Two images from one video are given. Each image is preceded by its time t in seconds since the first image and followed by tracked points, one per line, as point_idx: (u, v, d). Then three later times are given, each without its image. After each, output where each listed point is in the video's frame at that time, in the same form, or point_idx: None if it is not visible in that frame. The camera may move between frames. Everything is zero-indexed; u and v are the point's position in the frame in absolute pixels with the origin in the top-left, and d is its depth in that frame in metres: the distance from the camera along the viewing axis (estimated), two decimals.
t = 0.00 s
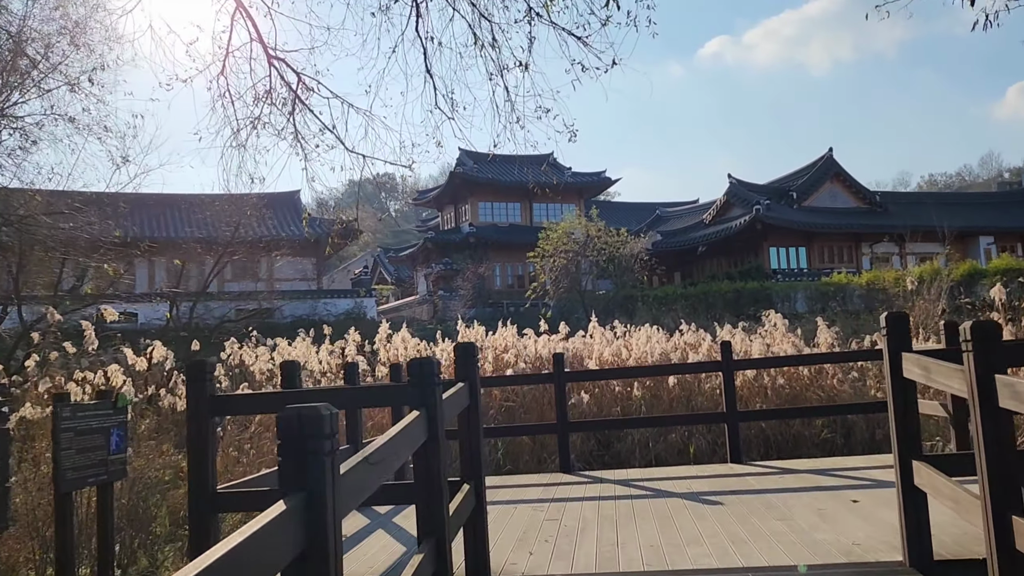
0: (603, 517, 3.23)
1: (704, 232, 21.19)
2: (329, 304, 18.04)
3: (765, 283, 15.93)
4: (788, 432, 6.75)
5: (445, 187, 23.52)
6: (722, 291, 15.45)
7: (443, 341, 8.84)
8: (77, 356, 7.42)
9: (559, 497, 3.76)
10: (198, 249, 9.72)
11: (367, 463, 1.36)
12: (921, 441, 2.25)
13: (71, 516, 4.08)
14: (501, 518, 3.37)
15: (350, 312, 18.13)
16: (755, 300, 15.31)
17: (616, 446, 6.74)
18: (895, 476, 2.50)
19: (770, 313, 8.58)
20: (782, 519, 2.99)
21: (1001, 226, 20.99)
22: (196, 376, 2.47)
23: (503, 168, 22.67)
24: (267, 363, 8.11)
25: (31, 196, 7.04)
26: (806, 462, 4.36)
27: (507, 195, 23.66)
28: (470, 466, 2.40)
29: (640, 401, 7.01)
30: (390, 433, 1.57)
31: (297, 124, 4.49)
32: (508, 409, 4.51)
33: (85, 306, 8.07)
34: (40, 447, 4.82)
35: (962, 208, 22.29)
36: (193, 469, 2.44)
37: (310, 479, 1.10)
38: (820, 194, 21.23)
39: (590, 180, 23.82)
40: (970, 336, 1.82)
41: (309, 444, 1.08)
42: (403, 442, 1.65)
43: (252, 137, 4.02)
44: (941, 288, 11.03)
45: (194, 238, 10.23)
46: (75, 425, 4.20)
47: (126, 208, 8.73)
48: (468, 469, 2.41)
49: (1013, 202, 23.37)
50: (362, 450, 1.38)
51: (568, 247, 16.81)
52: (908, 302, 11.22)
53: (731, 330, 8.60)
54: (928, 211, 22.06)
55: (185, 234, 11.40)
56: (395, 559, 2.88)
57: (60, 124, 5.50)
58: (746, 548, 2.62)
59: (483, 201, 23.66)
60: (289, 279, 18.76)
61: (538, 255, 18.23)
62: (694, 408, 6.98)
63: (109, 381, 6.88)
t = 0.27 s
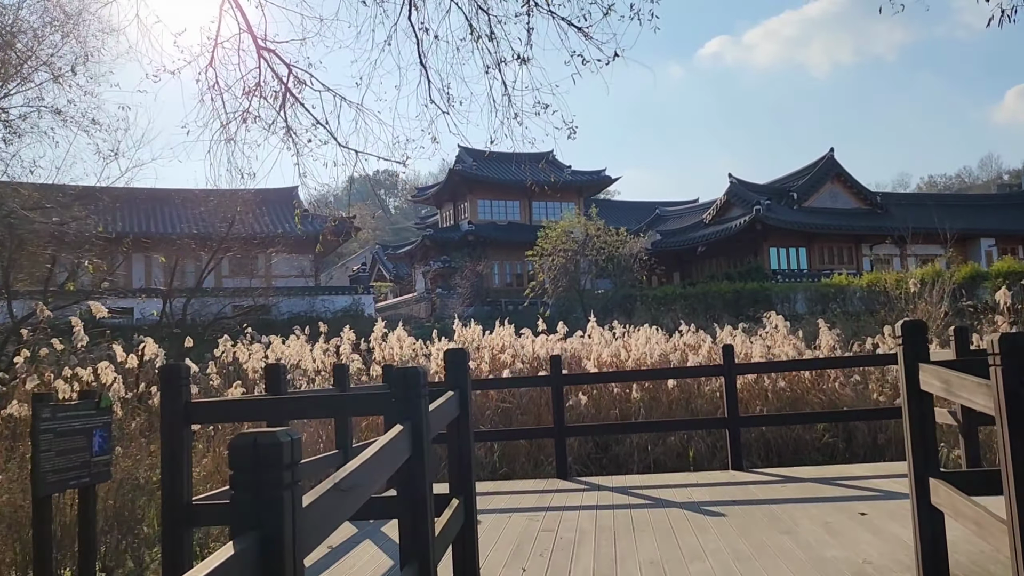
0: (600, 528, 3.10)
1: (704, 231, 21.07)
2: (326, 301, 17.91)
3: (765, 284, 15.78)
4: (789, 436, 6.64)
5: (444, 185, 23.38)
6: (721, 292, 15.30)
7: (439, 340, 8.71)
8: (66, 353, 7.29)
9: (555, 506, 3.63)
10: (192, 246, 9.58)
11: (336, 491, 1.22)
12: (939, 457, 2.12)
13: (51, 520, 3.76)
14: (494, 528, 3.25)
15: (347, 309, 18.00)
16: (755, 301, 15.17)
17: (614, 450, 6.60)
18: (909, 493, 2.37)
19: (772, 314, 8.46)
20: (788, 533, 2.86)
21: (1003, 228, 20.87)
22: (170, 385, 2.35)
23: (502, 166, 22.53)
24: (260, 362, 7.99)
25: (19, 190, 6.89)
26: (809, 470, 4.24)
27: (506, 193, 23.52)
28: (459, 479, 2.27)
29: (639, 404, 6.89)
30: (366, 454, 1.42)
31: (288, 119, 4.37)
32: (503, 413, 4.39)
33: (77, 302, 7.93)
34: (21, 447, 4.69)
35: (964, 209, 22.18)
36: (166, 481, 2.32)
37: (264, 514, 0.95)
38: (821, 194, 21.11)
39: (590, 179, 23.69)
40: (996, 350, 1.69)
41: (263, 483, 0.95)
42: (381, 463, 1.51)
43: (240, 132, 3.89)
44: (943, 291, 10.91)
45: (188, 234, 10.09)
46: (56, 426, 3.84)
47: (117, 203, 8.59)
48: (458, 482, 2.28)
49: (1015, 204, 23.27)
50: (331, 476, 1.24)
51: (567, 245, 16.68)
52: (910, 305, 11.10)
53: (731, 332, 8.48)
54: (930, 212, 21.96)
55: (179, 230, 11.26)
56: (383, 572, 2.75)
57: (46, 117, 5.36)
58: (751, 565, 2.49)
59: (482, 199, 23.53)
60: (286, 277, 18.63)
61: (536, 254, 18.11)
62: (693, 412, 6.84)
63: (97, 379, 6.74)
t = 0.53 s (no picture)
0: (593, 532, 2.97)
1: (702, 227, 20.93)
2: (321, 293, 17.76)
3: (762, 280, 15.64)
4: (787, 435, 6.51)
5: (441, 177, 23.21)
6: (719, 287, 15.17)
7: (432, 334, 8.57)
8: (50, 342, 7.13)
9: (546, 507, 3.50)
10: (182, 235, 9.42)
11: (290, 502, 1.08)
12: (951, 471, 1.98)
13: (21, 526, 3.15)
14: (481, 530, 3.13)
15: (341, 301, 17.84)
16: (752, 298, 15.04)
17: (608, 447, 6.46)
18: (919, 505, 2.24)
19: (770, 312, 8.34)
20: (788, 541, 2.73)
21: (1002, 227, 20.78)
22: (137, 377, 2.22)
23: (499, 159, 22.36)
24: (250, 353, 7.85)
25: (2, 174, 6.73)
26: (808, 472, 4.12)
27: (504, 186, 23.36)
28: (441, 481, 2.14)
29: (634, 401, 6.76)
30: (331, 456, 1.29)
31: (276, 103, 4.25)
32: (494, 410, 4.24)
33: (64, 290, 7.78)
34: None
35: (963, 208, 22.08)
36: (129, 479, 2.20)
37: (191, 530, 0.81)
38: (820, 191, 20.99)
39: (588, 173, 23.54)
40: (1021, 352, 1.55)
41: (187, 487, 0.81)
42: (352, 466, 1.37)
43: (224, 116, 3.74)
44: (943, 289, 10.80)
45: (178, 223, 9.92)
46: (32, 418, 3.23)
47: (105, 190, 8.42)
48: (440, 485, 2.14)
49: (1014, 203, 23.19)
50: (286, 484, 1.10)
51: (564, 239, 16.54)
52: (909, 303, 10.98)
53: (728, 329, 8.36)
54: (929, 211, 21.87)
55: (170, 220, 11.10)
56: None
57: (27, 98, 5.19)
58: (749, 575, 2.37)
59: (479, 192, 23.37)
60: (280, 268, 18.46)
61: (533, 247, 17.97)
62: (689, 410, 6.72)
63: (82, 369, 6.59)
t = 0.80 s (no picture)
0: (580, 534, 2.85)
1: (697, 218, 20.81)
2: (312, 278, 17.59)
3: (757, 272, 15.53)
4: (780, 430, 6.40)
5: (435, 164, 23.03)
6: (713, 279, 15.07)
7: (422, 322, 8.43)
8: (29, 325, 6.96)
9: (533, 505, 3.38)
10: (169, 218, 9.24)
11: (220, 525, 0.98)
12: (962, 481, 1.86)
13: None
14: (464, 529, 3.01)
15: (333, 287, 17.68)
16: (746, 290, 14.93)
17: (598, 439, 6.34)
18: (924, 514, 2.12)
19: (765, 304, 8.22)
20: (784, 547, 2.62)
21: (998, 222, 20.69)
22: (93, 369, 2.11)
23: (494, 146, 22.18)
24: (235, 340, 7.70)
25: None
26: (804, 471, 4.01)
27: (499, 173, 23.18)
28: (417, 483, 2.01)
29: (626, 393, 6.64)
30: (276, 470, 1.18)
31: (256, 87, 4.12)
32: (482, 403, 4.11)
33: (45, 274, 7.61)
34: None
35: (959, 203, 21.99)
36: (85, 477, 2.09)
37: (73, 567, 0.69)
38: (817, 183, 20.88)
39: (583, 162, 23.39)
40: None
41: (80, 538, 0.75)
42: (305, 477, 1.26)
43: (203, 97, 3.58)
44: (939, 283, 10.70)
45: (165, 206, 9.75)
46: None
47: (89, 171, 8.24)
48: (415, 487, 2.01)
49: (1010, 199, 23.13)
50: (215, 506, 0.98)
51: (558, 228, 16.40)
52: (905, 297, 10.89)
53: (723, 321, 8.24)
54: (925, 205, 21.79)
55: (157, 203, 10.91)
56: None
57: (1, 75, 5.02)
58: None
59: (473, 179, 23.19)
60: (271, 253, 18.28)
61: (527, 236, 17.82)
62: (680, 406, 6.59)
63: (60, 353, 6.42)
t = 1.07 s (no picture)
0: (565, 533, 2.73)
1: (688, 205, 20.69)
2: (299, 262, 17.40)
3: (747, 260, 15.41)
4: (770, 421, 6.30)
5: (424, 147, 22.80)
6: (703, 266, 14.97)
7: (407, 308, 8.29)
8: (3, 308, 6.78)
9: (517, 501, 3.25)
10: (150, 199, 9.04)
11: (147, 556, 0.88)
12: (974, 484, 1.74)
13: None
14: (447, 526, 2.88)
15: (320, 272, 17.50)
16: (736, 278, 14.84)
17: (587, 429, 6.23)
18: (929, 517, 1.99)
19: (757, 293, 8.13)
20: (778, 549, 2.50)
21: (988, 212, 20.68)
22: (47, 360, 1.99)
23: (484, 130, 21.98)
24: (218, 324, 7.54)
25: None
26: (797, 465, 3.90)
27: (488, 158, 22.98)
28: (395, 489, 1.88)
29: (615, 382, 6.53)
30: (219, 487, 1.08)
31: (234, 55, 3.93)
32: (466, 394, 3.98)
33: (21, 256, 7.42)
34: None
35: (950, 192, 21.96)
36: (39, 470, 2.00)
37: None
38: (807, 170, 20.81)
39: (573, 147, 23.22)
40: None
41: None
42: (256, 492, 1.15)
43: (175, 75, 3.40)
44: (930, 273, 10.64)
45: (147, 188, 9.55)
46: None
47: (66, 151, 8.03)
48: (392, 492, 1.88)
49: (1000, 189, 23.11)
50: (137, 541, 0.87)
51: (547, 214, 16.26)
52: (895, 287, 10.82)
53: (714, 310, 8.16)
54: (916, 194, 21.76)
55: (138, 185, 10.70)
56: None
57: None
58: None
59: (462, 163, 22.98)
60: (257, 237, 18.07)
61: (516, 222, 17.68)
62: (668, 399, 6.47)
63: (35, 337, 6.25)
